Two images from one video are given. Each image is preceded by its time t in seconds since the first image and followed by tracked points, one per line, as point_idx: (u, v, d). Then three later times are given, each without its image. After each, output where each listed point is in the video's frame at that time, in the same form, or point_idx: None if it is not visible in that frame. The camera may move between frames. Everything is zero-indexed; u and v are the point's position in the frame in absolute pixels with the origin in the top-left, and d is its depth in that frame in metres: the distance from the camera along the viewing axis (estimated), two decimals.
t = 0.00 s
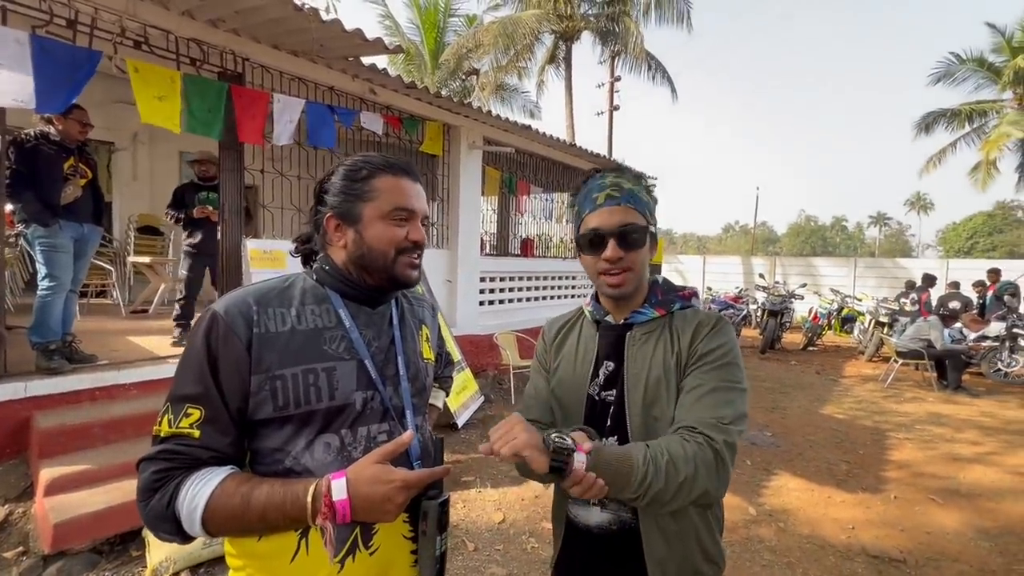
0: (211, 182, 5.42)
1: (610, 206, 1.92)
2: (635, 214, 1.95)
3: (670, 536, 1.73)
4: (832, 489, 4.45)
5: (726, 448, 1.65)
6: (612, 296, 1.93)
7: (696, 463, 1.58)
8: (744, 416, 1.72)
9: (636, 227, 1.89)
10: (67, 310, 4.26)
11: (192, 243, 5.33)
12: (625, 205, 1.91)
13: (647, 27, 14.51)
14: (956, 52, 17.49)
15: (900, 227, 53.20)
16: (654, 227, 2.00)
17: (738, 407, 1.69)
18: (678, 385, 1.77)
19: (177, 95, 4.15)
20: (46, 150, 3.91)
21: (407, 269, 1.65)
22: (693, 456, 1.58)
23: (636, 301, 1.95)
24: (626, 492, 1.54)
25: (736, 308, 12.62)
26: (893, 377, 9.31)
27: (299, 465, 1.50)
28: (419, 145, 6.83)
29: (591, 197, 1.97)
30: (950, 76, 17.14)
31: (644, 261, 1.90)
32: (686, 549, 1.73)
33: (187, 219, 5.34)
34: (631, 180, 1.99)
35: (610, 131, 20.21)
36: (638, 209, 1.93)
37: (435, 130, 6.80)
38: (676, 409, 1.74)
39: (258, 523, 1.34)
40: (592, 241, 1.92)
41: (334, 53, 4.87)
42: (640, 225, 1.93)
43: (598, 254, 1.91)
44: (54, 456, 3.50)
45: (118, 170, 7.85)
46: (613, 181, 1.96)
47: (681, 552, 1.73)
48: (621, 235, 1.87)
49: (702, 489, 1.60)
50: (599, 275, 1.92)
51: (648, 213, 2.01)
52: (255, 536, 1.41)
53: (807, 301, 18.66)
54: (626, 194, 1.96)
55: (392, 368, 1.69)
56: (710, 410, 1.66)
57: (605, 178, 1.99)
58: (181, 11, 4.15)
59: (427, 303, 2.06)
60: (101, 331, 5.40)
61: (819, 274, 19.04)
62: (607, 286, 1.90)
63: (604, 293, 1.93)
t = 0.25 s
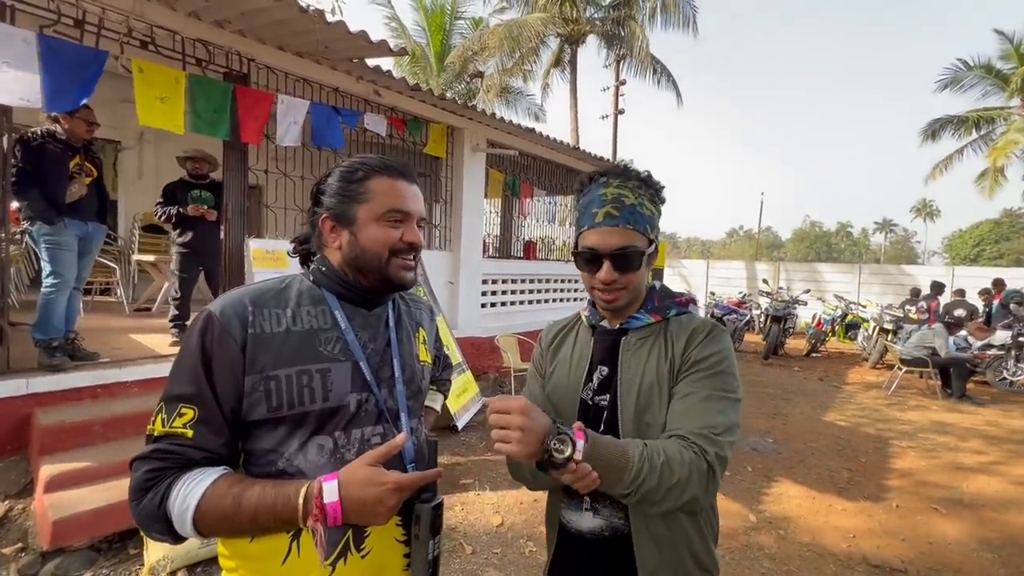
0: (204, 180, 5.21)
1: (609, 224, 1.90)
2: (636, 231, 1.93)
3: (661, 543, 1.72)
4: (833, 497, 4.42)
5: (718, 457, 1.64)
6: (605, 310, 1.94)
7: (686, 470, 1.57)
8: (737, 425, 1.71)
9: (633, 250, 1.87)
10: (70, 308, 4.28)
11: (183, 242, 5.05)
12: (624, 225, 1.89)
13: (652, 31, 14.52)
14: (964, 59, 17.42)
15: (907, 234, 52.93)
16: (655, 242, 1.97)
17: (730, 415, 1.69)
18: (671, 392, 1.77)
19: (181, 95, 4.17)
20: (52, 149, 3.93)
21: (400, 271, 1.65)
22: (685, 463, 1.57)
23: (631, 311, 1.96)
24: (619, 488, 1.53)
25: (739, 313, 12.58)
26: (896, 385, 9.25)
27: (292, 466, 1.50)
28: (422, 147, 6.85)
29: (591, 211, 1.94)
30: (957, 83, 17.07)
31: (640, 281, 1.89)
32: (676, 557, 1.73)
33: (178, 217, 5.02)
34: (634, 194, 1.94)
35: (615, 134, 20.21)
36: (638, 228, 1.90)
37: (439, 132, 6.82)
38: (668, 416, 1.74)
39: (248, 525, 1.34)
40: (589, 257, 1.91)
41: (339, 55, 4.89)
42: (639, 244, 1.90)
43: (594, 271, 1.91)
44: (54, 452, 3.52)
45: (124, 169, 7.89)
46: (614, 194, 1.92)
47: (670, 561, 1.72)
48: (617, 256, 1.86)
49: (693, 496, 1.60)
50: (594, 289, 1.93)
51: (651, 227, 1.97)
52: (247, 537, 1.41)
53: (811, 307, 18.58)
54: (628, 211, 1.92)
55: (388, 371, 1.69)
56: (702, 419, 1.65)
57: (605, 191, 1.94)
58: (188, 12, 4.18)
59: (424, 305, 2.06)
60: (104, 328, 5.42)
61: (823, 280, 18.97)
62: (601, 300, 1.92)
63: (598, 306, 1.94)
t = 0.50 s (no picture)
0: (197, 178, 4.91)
1: (613, 227, 1.89)
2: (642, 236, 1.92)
3: (651, 551, 1.73)
4: (837, 504, 4.37)
5: (707, 468, 1.63)
6: (604, 311, 1.94)
7: (675, 480, 1.57)
8: (728, 436, 1.71)
9: (637, 254, 1.86)
10: (78, 306, 4.31)
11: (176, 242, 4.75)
12: (630, 228, 1.88)
13: (660, 34, 14.50)
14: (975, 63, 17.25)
15: (917, 239, 52.46)
16: (660, 247, 1.96)
17: (722, 425, 1.69)
18: (664, 399, 1.76)
19: (187, 96, 4.20)
20: (62, 148, 3.95)
21: (384, 268, 1.63)
22: (674, 473, 1.56)
23: (628, 314, 1.96)
24: (607, 491, 1.53)
25: (744, 317, 12.51)
26: (903, 392, 9.17)
27: (284, 466, 1.50)
28: (428, 148, 6.86)
29: (596, 212, 1.94)
30: (968, 88, 16.90)
31: (640, 285, 1.89)
32: (664, 564, 1.73)
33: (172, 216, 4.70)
34: (641, 196, 1.94)
35: (621, 137, 20.18)
36: (643, 232, 1.89)
37: (444, 133, 6.83)
38: (660, 423, 1.73)
39: (236, 524, 1.35)
40: (592, 257, 1.91)
41: (344, 56, 4.91)
42: (643, 248, 1.89)
43: (596, 272, 1.91)
44: (57, 449, 3.54)
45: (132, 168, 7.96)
46: (621, 197, 1.91)
47: (659, 569, 1.73)
48: (619, 259, 1.86)
49: (681, 505, 1.60)
50: (594, 290, 1.92)
51: (656, 232, 1.96)
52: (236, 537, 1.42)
53: (818, 312, 18.45)
54: (634, 215, 1.91)
55: (382, 372, 1.69)
56: (694, 429, 1.64)
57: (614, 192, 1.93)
58: (195, 13, 4.21)
59: (422, 307, 2.06)
60: (109, 326, 5.46)
61: (831, 285, 18.83)
62: (599, 301, 1.91)
63: (597, 307, 1.94)
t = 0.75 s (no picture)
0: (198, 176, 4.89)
1: (612, 218, 1.88)
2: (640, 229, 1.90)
3: (645, 554, 1.72)
4: (843, 510, 4.32)
5: (701, 471, 1.62)
6: (601, 306, 1.92)
7: (668, 484, 1.56)
8: (724, 438, 1.69)
9: (633, 245, 1.85)
10: (86, 303, 4.36)
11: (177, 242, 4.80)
12: (627, 219, 1.87)
13: (668, 36, 14.44)
14: (989, 65, 17.03)
15: (930, 242, 51.88)
16: (659, 243, 1.94)
17: (718, 428, 1.67)
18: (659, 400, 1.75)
19: (194, 96, 4.24)
20: (74, 147, 4.01)
21: (367, 259, 1.61)
22: (666, 477, 1.55)
23: (627, 312, 1.93)
24: (596, 492, 1.51)
25: (751, 320, 12.41)
26: (913, 397, 9.05)
27: (273, 462, 1.50)
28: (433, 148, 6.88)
29: (596, 205, 1.93)
30: (982, 90, 16.68)
31: (637, 278, 1.86)
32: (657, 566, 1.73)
33: (175, 215, 4.69)
34: (641, 190, 1.93)
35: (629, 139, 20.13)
36: (641, 225, 1.88)
37: (449, 134, 6.85)
38: (655, 424, 1.72)
39: (226, 518, 1.36)
40: (589, 248, 1.90)
41: (350, 56, 4.93)
42: (641, 241, 1.88)
43: (592, 265, 1.89)
44: (63, 444, 3.58)
45: (142, 168, 8.03)
46: (621, 189, 1.90)
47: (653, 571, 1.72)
48: (614, 250, 1.84)
49: (673, 509, 1.59)
50: (591, 284, 1.91)
51: (656, 228, 1.94)
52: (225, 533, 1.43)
53: (827, 315, 18.28)
54: (633, 209, 1.90)
55: (374, 369, 1.69)
56: (690, 432, 1.63)
57: (614, 185, 1.92)
58: (202, 13, 4.24)
59: (417, 305, 2.06)
60: (116, 323, 5.52)
61: (840, 288, 18.66)
62: (596, 295, 1.90)
63: (594, 302, 1.93)
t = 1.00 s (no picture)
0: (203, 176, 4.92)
1: (616, 206, 1.89)
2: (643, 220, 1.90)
3: (643, 558, 1.70)
4: (851, 515, 4.26)
5: (700, 473, 1.61)
6: (603, 297, 1.90)
7: (665, 487, 1.55)
8: (725, 441, 1.68)
9: (638, 231, 1.85)
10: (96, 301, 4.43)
11: (183, 241, 4.84)
12: (631, 207, 1.87)
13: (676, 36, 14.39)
14: (1003, 64, 16.81)
15: (945, 245, 51.22)
16: (659, 238, 1.94)
17: (718, 430, 1.66)
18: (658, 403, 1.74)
19: (201, 96, 4.28)
20: (88, 147, 4.09)
21: (359, 255, 1.63)
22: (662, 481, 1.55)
23: (628, 308, 1.92)
24: (591, 503, 1.52)
25: (760, 322, 12.31)
26: (924, 400, 8.93)
27: (269, 459, 1.51)
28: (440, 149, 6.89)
29: (599, 196, 1.94)
30: (997, 89, 16.45)
31: (641, 267, 1.86)
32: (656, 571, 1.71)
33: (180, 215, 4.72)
34: (642, 187, 1.95)
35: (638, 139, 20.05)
36: (644, 214, 1.88)
37: (455, 134, 6.86)
38: (654, 426, 1.71)
39: (220, 514, 1.37)
40: (591, 239, 1.89)
41: (357, 57, 4.95)
42: (644, 229, 1.88)
43: (596, 253, 1.88)
44: (72, 441, 3.63)
45: (153, 168, 8.12)
46: (623, 184, 1.94)
47: None
48: (619, 236, 1.84)
49: (670, 512, 1.58)
50: (594, 274, 1.89)
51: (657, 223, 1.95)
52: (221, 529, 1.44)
53: (836, 317, 18.10)
54: (635, 200, 1.91)
55: (371, 367, 1.69)
56: (689, 434, 1.62)
57: (615, 181, 1.96)
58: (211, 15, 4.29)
59: (416, 303, 2.06)
60: (126, 322, 5.57)
61: (850, 290, 18.46)
62: (599, 284, 1.88)
63: (597, 293, 1.90)
